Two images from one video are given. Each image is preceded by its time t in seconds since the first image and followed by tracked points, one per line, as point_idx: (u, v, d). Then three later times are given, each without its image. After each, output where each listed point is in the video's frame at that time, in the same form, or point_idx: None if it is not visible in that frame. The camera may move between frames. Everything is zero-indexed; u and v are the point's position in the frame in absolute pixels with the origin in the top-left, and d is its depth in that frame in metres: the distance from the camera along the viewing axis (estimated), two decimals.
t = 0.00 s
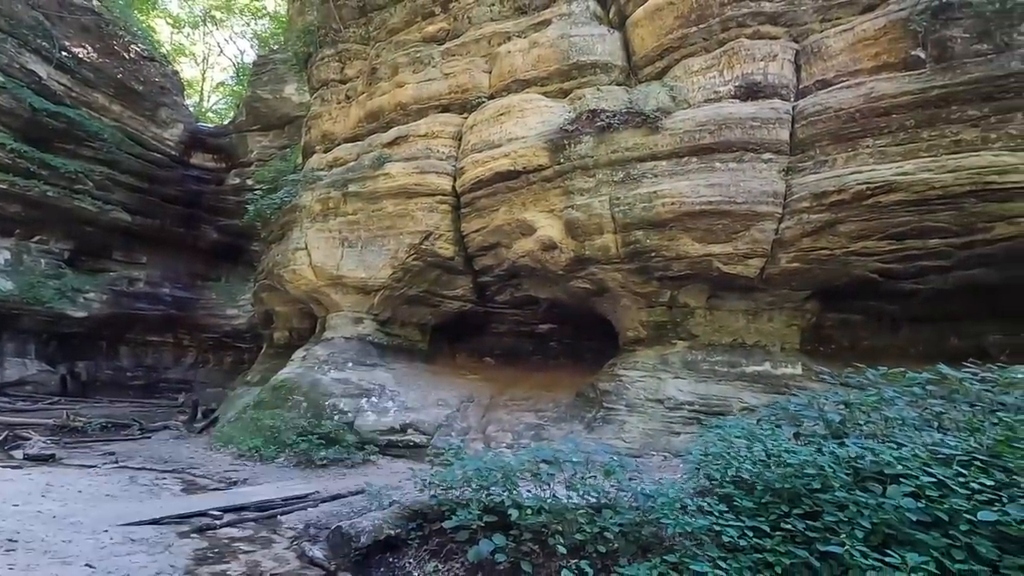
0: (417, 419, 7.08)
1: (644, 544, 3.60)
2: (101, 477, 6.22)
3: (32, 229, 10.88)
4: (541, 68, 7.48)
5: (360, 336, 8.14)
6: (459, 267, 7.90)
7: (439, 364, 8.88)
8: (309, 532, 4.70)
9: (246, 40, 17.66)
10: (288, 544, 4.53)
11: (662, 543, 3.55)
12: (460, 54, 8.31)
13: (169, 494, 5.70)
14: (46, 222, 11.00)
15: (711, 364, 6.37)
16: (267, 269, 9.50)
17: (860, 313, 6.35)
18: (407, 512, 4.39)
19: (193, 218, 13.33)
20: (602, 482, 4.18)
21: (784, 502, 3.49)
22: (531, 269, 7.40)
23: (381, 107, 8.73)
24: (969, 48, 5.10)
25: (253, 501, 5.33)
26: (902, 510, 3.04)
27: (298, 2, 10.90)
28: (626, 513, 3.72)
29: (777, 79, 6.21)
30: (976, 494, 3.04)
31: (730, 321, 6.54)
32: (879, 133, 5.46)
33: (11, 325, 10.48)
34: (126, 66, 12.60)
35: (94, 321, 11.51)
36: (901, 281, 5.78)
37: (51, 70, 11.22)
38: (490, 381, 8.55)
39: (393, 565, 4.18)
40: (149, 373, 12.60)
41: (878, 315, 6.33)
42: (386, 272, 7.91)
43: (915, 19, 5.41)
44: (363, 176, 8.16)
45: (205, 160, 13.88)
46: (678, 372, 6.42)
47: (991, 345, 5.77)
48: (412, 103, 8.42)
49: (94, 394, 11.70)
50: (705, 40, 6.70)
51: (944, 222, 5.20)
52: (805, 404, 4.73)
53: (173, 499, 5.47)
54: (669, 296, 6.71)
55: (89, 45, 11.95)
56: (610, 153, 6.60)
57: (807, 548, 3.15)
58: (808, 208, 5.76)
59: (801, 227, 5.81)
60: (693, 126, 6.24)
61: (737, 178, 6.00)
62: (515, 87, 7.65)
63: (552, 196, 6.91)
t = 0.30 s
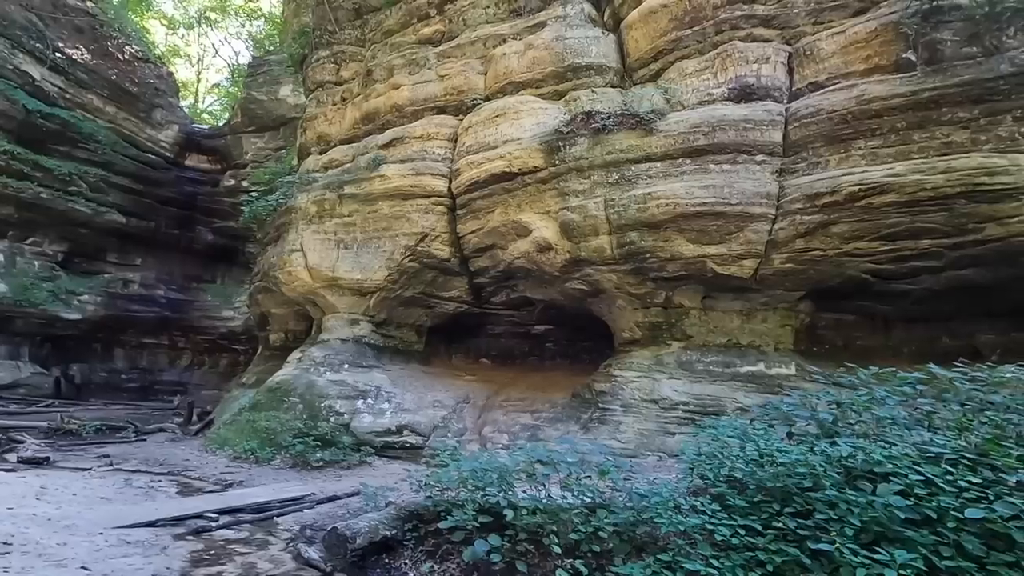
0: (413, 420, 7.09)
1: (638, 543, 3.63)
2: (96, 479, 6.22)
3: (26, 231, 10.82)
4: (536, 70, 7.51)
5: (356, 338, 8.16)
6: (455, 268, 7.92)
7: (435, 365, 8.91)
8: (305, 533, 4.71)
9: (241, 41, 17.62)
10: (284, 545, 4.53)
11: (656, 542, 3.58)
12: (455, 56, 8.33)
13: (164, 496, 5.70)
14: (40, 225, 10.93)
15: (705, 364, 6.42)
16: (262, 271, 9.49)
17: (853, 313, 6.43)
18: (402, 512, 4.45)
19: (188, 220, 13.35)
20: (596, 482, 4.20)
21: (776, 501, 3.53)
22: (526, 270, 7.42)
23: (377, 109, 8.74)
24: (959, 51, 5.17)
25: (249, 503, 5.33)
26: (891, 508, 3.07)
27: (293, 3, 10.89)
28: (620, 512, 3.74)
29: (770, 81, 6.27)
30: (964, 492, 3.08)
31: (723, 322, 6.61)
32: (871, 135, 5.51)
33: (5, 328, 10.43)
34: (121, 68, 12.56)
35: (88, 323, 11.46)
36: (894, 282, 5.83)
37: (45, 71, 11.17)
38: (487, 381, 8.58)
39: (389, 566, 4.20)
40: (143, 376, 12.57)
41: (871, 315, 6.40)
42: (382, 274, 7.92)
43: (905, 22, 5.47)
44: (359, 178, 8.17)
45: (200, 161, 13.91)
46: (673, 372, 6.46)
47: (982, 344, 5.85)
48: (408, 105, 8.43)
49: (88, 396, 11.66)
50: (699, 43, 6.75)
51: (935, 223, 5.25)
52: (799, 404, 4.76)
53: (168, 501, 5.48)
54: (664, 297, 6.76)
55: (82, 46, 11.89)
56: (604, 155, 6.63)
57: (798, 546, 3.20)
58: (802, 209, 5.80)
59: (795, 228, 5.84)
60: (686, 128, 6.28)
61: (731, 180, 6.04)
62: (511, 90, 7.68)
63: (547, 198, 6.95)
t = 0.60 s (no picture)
0: (405, 421, 7.09)
1: (628, 544, 3.67)
2: (87, 482, 6.18)
3: (16, 231, 10.74)
4: (529, 71, 7.53)
5: (349, 339, 8.15)
6: (448, 269, 7.94)
7: (428, 366, 8.93)
8: (298, 535, 4.71)
9: (232, 39, 17.51)
10: (276, 548, 4.52)
11: (647, 543, 3.62)
12: (448, 57, 8.35)
13: (156, 498, 5.68)
14: (29, 225, 10.85)
15: (697, 365, 6.46)
16: (255, 271, 9.46)
17: (843, 314, 6.50)
18: (395, 514, 4.47)
19: (179, 219, 13.28)
20: (588, 482, 4.23)
21: (764, 501, 3.58)
22: (519, 271, 7.45)
23: (370, 109, 8.73)
24: (946, 55, 5.23)
25: (241, 505, 5.32)
26: (876, 508, 3.12)
27: (285, 3, 10.85)
28: (611, 513, 3.78)
29: (761, 84, 6.31)
30: (948, 492, 3.13)
31: (715, 323, 6.66)
32: (860, 138, 5.57)
33: None
34: (111, 67, 12.47)
35: (78, 324, 11.38)
36: (883, 283, 5.90)
37: (35, 70, 11.05)
38: (480, 382, 8.60)
39: (382, 567, 4.20)
40: (134, 377, 12.50)
41: (861, 316, 6.47)
42: (375, 274, 7.92)
43: (894, 27, 5.54)
44: (352, 178, 8.17)
45: (191, 160, 13.82)
46: (665, 373, 6.51)
47: (970, 345, 5.91)
48: (401, 105, 8.42)
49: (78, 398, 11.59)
50: (691, 46, 6.79)
51: (923, 225, 5.31)
52: (788, 404, 4.81)
53: (159, 504, 5.46)
54: (656, 298, 6.81)
55: (72, 44, 11.78)
56: (597, 157, 6.66)
57: (786, 546, 3.24)
58: (792, 212, 5.86)
59: (786, 229, 5.90)
60: (678, 130, 6.32)
61: (723, 182, 6.09)
62: (504, 91, 7.69)
63: (539, 199, 6.98)
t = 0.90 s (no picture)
0: (397, 421, 7.08)
1: (618, 543, 3.69)
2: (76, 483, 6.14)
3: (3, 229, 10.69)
4: (522, 72, 7.54)
5: (341, 339, 8.14)
6: (440, 269, 7.95)
7: (420, 366, 8.92)
8: (288, 535, 4.70)
9: (224, 37, 17.41)
10: (266, 548, 4.51)
11: (637, 542, 3.64)
12: (441, 57, 8.36)
13: (145, 499, 5.66)
14: (17, 223, 10.80)
15: (688, 365, 6.51)
16: (246, 271, 9.42)
17: (832, 316, 6.56)
18: (386, 515, 4.48)
19: (170, 218, 13.20)
20: (578, 482, 4.25)
21: (753, 501, 3.62)
22: (512, 272, 7.46)
23: (362, 109, 8.72)
24: (933, 60, 5.32)
25: (231, 505, 5.29)
26: (861, 507, 3.16)
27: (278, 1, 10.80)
28: (601, 512, 3.80)
29: (752, 87, 6.36)
30: (931, 491, 3.17)
31: (706, 323, 6.71)
32: (850, 140, 5.63)
33: None
34: (101, 64, 12.37)
35: (66, 323, 11.29)
36: (870, 285, 5.97)
37: (23, 67, 10.92)
38: (472, 382, 8.60)
39: (372, 567, 4.20)
40: (123, 377, 12.41)
41: (849, 318, 6.54)
42: (366, 274, 7.91)
43: (882, 31, 5.62)
44: (344, 178, 8.15)
45: (182, 159, 13.67)
46: (656, 374, 6.55)
47: (956, 346, 6.00)
48: (393, 105, 8.41)
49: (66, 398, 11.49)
50: (683, 48, 6.83)
51: (910, 227, 5.38)
52: (777, 404, 4.85)
53: (149, 504, 5.44)
54: (647, 299, 6.85)
55: (62, 41, 11.67)
56: (589, 158, 6.69)
57: (773, 545, 3.29)
58: (782, 214, 5.92)
59: (776, 231, 5.96)
60: (670, 132, 6.36)
61: (714, 184, 6.13)
62: (497, 91, 7.71)
63: (532, 200, 7.00)
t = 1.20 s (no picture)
0: (392, 422, 7.06)
1: (613, 543, 3.68)
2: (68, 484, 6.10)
3: None
4: (517, 71, 7.54)
5: (335, 339, 8.12)
6: (435, 269, 7.95)
7: (415, 366, 8.92)
8: (282, 537, 4.69)
9: (217, 37, 17.34)
10: (260, 550, 4.48)
11: (632, 542, 3.64)
12: (436, 57, 8.34)
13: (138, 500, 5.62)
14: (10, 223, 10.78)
15: (683, 365, 6.52)
16: (240, 271, 9.37)
17: (826, 316, 6.59)
18: (381, 516, 4.48)
19: (163, 219, 13.16)
20: (573, 483, 4.25)
21: (748, 500, 3.62)
22: (507, 272, 7.46)
23: (357, 109, 8.69)
24: (926, 61, 5.34)
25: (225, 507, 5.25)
26: (856, 506, 3.17)
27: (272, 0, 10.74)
28: (596, 513, 3.80)
29: (746, 87, 6.38)
30: (925, 490, 3.18)
31: (701, 323, 6.73)
32: (843, 141, 5.65)
33: None
34: (93, 63, 12.29)
35: (58, 324, 11.20)
36: (863, 285, 5.99)
37: (14, 65, 10.81)
38: (467, 382, 8.61)
39: (367, 569, 4.18)
40: (116, 378, 12.34)
41: (843, 318, 6.57)
42: (361, 275, 7.89)
43: (875, 32, 5.65)
44: (338, 178, 8.12)
45: (176, 159, 13.49)
46: (651, 373, 6.55)
47: (948, 346, 6.03)
48: (388, 105, 8.39)
49: (58, 399, 11.41)
50: (677, 49, 6.84)
51: (903, 227, 5.39)
52: (772, 403, 4.86)
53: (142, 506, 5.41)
54: (642, 299, 6.86)
55: (53, 40, 11.58)
56: (584, 158, 6.68)
57: (768, 544, 3.28)
58: (776, 214, 5.93)
59: (770, 231, 5.97)
60: (665, 132, 6.37)
61: (708, 184, 6.15)
62: (491, 92, 7.71)
63: (527, 200, 7.00)
